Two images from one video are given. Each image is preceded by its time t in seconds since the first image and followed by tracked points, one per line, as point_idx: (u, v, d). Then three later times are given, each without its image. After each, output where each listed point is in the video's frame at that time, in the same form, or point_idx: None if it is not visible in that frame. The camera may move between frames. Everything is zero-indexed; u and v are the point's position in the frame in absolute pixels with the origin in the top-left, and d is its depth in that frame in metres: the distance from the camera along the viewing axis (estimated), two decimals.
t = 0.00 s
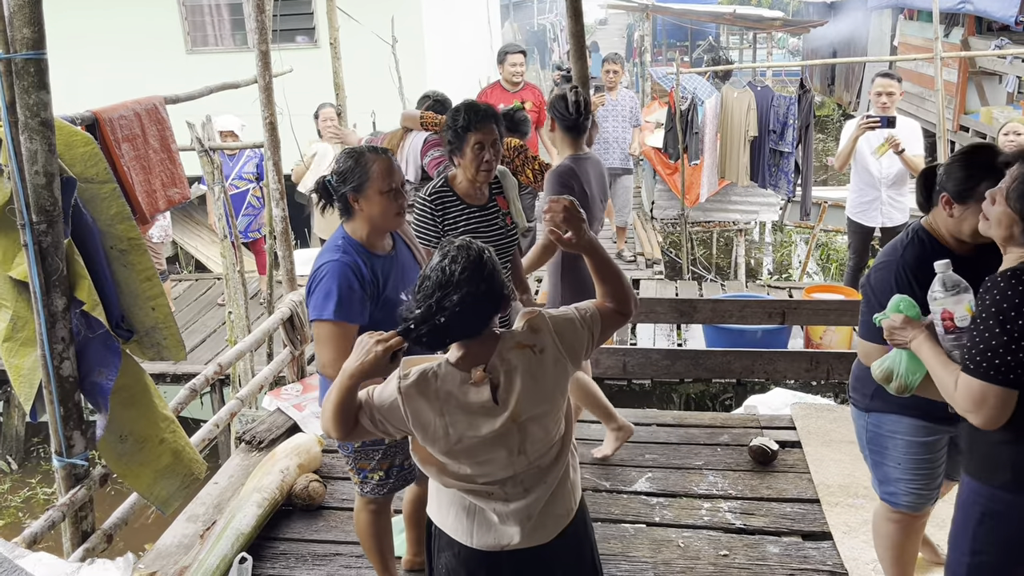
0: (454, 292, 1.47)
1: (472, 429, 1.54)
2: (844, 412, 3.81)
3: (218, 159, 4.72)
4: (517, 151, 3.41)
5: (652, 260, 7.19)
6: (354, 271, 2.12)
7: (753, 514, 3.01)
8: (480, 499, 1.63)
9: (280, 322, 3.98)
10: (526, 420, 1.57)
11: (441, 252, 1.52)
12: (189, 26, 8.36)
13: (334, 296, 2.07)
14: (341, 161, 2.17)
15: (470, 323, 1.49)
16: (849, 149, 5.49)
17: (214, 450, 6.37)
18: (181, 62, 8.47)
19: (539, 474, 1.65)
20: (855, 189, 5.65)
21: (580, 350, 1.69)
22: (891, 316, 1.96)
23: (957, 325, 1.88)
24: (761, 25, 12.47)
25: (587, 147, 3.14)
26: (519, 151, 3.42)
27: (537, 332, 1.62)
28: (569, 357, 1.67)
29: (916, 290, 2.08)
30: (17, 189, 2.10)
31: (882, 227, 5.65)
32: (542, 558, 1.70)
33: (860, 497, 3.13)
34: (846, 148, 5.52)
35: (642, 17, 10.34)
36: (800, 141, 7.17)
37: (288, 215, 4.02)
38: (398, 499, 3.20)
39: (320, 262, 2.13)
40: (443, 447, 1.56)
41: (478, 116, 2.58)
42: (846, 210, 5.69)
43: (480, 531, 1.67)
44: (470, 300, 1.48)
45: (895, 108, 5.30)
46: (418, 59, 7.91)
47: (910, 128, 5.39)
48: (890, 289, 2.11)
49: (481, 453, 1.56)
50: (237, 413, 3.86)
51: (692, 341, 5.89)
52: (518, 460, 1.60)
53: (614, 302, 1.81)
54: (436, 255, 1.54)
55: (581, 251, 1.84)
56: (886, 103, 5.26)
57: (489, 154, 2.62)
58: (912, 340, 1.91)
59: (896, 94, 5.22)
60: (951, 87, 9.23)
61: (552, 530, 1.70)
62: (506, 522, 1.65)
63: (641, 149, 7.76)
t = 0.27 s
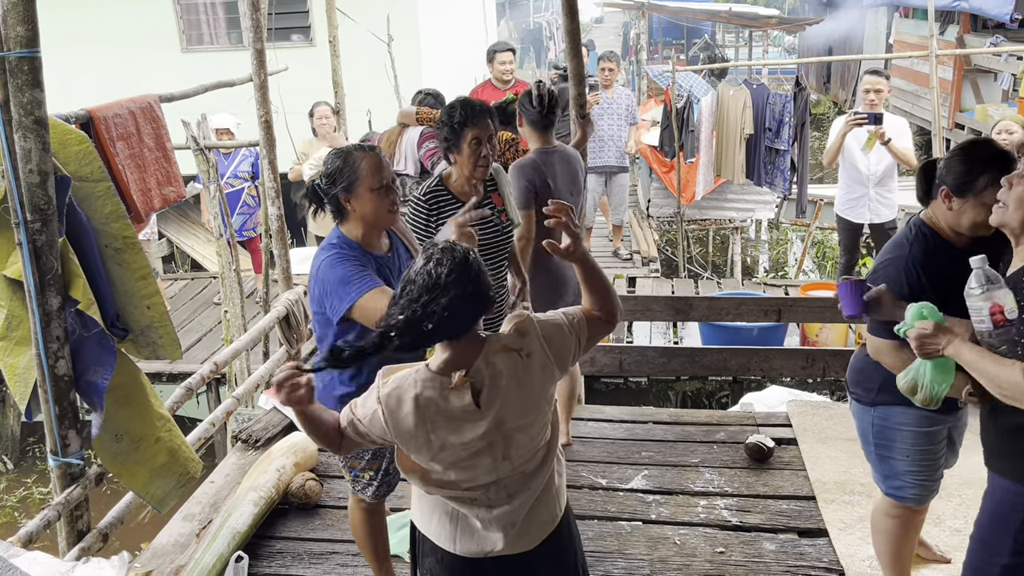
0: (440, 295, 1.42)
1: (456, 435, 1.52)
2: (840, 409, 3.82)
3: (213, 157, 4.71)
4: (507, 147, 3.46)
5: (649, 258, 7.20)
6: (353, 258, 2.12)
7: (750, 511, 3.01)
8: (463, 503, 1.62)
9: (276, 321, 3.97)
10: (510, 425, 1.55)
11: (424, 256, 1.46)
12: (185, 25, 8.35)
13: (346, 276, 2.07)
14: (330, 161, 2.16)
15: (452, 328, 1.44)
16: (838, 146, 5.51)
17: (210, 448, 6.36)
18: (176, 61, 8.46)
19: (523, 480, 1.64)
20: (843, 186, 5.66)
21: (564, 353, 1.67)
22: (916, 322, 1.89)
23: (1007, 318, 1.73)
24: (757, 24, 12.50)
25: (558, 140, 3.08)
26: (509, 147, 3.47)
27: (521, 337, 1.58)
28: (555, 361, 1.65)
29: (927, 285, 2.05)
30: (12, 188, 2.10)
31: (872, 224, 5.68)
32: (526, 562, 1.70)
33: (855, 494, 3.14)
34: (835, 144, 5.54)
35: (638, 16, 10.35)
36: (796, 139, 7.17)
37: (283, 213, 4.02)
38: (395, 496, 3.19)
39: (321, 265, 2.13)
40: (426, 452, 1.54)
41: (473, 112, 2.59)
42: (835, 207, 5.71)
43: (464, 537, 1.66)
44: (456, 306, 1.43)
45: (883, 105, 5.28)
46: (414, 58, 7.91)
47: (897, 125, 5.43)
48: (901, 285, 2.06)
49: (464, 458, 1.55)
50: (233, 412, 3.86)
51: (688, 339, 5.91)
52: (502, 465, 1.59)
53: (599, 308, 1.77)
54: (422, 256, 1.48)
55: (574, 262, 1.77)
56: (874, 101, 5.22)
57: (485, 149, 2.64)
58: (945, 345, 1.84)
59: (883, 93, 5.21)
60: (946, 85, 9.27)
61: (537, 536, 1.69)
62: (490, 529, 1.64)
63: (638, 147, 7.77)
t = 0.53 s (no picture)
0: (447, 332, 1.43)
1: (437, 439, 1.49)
2: (837, 406, 3.82)
3: (210, 156, 4.70)
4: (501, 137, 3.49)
5: (646, 256, 7.20)
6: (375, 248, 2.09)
7: (746, 508, 3.02)
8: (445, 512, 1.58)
9: (273, 319, 3.97)
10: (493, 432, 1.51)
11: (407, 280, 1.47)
12: (181, 24, 8.33)
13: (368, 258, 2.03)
14: (357, 162, 2.10)
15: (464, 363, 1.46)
16: (830, 143, 5.54)
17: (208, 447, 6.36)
18: (172, 60, 8.45)
19: (510, 490, 1.58)
20: (833, 185, 5.67)
21: (551, 359, 1.63)
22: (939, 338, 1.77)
23: None
24: (754, 22, 12.50)
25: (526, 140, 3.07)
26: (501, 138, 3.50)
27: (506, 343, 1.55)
28: (542, 368, 1.61)
29: (934, 274, 2.05)
30: (8, 187, 2.09)
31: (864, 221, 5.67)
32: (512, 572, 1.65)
33: (852, 491, 3.15)
34: (828, 142, 5.57)
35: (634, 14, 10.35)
36: (793, 138, 7.12)
37: (280, 212, 4.01)
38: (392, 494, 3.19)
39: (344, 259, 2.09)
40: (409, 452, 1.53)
41: (467, 109, 2.60)
42: (828, 205, 5.71)
43: (448, 545, 1.62)
44: (448, 321, 1.44)
45: (875, 103, 5.32)
46: (411, 57, 7.91)
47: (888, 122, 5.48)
48: (909, 275, 2.06)
49: (445, 464, 1.51)
50: (230, 411, 3.86)
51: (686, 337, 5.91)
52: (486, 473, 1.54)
53: (564, 310, 1.77)
54: (404, 279, 1.48)
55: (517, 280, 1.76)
56: (867, 98, 5.28)
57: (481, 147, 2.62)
58: (974, 356, 1.73)
59: (876, 90, 5.24)
60: (943, 83, 9.28)
61: (522, 548, 1.64)
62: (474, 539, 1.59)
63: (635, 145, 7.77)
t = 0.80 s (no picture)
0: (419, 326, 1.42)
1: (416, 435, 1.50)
2: (834, 405, 3.83)
3: (208, 156, 4.70)
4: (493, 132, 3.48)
5: (644, 255, 7.20)
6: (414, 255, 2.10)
7: (743, 506, 3.02)
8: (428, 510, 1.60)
9: (271, 318, 3.97)
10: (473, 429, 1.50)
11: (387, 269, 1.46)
12: (179, 24, 8.33)
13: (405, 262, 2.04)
14: (405, 156, 2.07)
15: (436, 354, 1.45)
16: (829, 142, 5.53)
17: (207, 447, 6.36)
18: (170, 60, 8.45)
19: (492, 488, 1.58)
20: (835, 183, 5.68)
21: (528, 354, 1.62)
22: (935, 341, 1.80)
23: None
24: (752, 21, 12.51)
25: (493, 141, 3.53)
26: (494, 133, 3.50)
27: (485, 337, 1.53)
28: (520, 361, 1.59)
29: (935, 262, 2.04)
30: (5, 186, 2.09)
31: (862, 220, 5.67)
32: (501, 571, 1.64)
33: (849, 490, 3.16)
34: (828, 140, 5.56)
35: (632, 13, 10.35)
36: (790, 136, 7.22)
37: (278, 211, 4.02)
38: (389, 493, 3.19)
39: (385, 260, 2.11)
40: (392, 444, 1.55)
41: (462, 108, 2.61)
42: (828, 203, 5.72)
43: (432, 546, 1.63)
44: (427, 309, 1.43)
45: (873, 102, 5.34)
46: (409, 56, 7.91)
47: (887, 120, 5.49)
48: (911, 265, 2.03)
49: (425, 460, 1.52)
50: (228, 410, 3.87)
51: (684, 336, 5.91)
52: (467, 471, 1.54)
53: (529, 290, 1.79)
54: (384, 269, 1.47)
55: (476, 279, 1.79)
56: (864, 96, 5.29)
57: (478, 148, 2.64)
58: (971, 360, 1.74)
59: (874, 89, 5.27)
60: (940, 81, 9.29)
61: (508, 549, 1.63)
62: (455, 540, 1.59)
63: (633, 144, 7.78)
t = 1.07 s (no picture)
0: (410, 309, 1.38)
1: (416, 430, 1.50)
2: (831, 404, 3.83)
3: (206, 155, 4.71)
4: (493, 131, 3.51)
5: (642, 255, 7.20)
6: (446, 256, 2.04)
7: (741, 504, 3.03)
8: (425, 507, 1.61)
9: (270, 317, 3.98)
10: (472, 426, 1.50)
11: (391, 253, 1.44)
12: (178, 23, 8.33)
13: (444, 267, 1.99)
14: (442, 150, 2.02)
15: (431, 343, 1.41)
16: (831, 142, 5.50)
17: (206, 446, 6.37)
18: (170, 60, 8.45)
19: (489, 486, 1.59)
20: (837, 181, 5.69)
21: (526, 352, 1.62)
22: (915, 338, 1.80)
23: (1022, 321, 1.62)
24: (751, 20, 12.51)
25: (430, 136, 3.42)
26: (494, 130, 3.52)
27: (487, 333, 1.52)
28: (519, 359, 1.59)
29: (926, 254, 2.04)
30: (4, 186, 2.10)
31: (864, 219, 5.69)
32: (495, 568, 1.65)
33: (846, 488, 3.17)
34: (829, 140, 5.54)
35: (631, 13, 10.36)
36: (789, 135, 7.26)
37: (277, 211, 4.03)
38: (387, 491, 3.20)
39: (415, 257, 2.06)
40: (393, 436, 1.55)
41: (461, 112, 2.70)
42: (830, 202, 5.73)
43: (426, 545, 1.64)
44: (427, 292, 1.39)
45: (873, 100, 5.34)
46: (408, 56, 7.93)
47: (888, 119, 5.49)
48: (907, 254, 2.04)
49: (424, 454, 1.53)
50: (227, 409, 3.87)
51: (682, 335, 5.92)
52: (465, 466, 1.55)
53: (525, 273, 1.77)
54: (388, 262, 1.46)
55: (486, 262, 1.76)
56: (865, 95, 5.29)
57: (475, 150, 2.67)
58: (947, 357, 1.75)
59: (874, 87, 5.27)
60: (939, 81, 9.31)
61: (503, 548, 1.64)
62: (448, 540, 1.60)
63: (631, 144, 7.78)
